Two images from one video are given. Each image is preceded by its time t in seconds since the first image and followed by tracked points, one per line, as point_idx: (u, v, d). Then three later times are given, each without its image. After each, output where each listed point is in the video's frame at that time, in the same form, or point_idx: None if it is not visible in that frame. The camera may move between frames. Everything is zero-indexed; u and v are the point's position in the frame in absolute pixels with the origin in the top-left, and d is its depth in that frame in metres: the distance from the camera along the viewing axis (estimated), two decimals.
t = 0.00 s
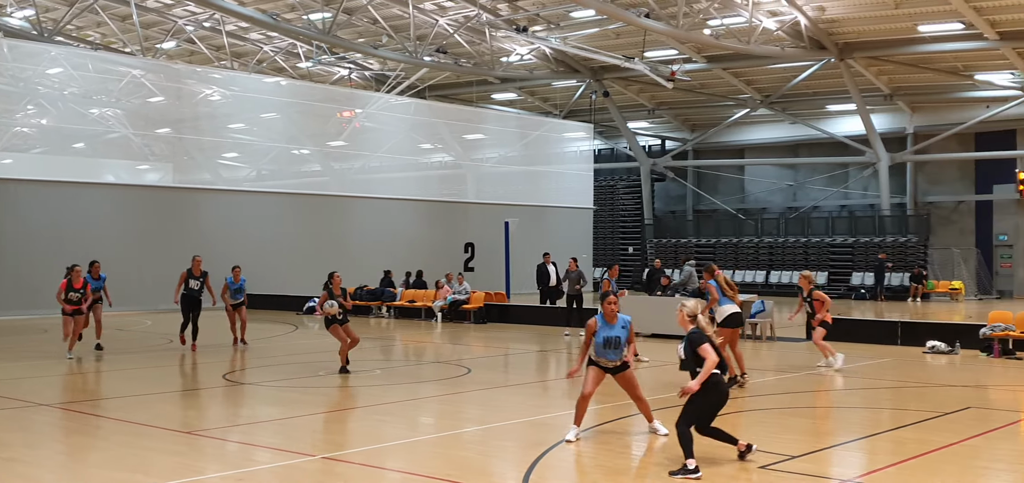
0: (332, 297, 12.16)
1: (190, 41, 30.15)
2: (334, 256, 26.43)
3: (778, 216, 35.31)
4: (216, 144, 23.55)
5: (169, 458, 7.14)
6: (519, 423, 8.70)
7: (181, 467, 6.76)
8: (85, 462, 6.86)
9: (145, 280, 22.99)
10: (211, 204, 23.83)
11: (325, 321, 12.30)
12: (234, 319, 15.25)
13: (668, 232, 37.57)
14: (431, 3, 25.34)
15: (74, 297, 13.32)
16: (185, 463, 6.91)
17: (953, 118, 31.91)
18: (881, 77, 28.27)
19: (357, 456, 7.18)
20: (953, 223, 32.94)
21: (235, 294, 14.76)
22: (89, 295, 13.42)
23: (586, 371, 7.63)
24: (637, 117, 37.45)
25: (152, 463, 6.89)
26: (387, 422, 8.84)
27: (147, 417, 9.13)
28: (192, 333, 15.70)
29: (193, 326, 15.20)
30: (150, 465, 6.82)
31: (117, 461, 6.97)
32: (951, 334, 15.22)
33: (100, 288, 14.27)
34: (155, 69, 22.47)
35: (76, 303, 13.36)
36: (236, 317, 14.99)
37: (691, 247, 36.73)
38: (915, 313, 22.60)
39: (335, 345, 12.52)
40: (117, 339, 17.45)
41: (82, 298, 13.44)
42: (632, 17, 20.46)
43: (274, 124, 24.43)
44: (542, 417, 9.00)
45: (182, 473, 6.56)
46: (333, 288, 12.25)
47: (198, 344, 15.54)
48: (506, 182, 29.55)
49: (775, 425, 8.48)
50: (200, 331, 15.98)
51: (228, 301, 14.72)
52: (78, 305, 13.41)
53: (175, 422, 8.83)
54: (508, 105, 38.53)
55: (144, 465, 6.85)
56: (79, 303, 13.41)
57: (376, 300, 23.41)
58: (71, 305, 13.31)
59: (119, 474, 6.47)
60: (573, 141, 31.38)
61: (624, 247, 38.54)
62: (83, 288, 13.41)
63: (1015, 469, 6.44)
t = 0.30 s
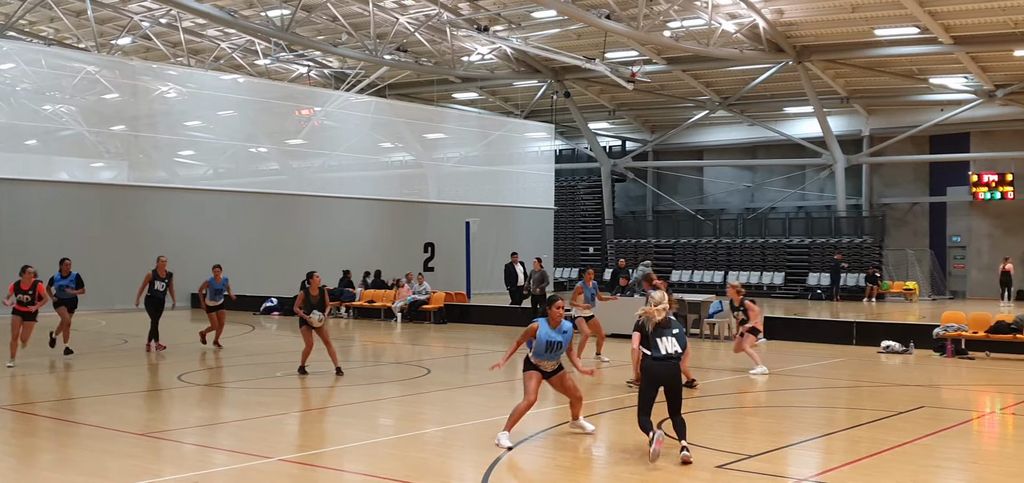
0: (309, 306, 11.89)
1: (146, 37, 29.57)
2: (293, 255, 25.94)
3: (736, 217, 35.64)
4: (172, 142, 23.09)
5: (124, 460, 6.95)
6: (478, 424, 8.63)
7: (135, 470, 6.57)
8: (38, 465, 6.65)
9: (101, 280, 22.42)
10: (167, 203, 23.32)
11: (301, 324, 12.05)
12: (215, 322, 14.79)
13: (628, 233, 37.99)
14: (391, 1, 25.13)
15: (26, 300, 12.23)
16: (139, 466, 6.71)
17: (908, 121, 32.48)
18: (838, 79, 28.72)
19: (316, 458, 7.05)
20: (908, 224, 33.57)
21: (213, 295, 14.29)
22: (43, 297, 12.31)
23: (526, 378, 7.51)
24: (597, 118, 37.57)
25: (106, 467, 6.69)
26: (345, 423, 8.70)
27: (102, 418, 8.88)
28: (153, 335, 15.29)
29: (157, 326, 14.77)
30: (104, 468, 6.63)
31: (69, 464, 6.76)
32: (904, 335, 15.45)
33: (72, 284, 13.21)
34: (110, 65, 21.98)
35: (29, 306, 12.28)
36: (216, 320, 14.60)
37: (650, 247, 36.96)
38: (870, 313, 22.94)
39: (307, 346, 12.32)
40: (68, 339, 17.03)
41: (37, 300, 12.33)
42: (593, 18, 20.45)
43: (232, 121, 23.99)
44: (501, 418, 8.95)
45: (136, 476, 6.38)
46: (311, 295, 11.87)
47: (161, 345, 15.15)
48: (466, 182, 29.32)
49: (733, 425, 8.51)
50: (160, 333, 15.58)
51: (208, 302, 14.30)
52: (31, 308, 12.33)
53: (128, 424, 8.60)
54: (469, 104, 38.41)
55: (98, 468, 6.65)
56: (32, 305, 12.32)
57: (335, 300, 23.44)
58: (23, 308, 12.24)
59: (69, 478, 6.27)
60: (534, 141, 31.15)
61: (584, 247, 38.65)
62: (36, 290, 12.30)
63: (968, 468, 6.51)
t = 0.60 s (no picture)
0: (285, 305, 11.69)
1: (107, 36, 29.02)
2: (258, 256, 25.56)
3: (701, 217, 35.88)
4: (134, 141, 22.66)
5: (84, 463, 6.78)
6: (443, 425, 8.54)
7: (96, 474, 6.41)
8: None
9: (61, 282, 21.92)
10: (128, 203, 22.85)
11: (271, 321, 11.87)
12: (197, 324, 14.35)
13: (594, 233, 38.08)
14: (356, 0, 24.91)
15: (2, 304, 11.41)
16: (99, 470, 6.54)
17: (870, 121, 32.92)
18: (801, 80, 29.04)
19: (279, 460, 6.93)
20: (871, 224, 34.06)
21: (196, 297, 13.93)
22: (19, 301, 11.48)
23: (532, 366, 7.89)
24: (564, 119, 37.63)
25: (65, 470, 6.51)
26: (308, 425, 8.57)
27: (61, 421, 8.66)
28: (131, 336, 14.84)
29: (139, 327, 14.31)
30: (64, 472, 6.45)
31: (28, 467, 6.57)
32: (867, 333, 15.62)
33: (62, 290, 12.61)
34: (72, 64, 21.52)
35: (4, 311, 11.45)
36: (200, 323, 14.18)
37: (617, 247, 37.06)
38: (833, 312, 23.17)
39: (273, 345, 12.06)
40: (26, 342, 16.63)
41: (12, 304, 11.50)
42: (560, 19, 20.43)
43: (195, 121, 23.64)
44: (468, 418, 8.88)
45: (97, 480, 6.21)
46: (286, 293, 11.66)
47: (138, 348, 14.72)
48: (433, 182, 29.10)
49: (698, 424, 8.52)
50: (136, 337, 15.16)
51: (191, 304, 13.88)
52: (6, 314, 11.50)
53: (86, 426, 8.40)
54: (435, 104, 38.27)
55: (58, 471, 6.48)
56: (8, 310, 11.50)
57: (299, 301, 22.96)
58: None
59: None
60: (500, 141, 31.04)
61: (551, 247, 38.66)
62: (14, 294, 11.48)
63: (929, 466, 6.56)
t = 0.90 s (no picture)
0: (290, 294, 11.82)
1: (95, 36, 28.80)
2: (245, 258, 25.41)
3: (689, 217, 35.94)
4: (121, 141, 22.49)
5: (71, 464, 6.71)
6: (431, 426, 8.50)
7: (82, 475, 6.34)
8: None
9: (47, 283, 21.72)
10: (115, 203, 22.67)
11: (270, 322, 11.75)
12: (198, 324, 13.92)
13: (583, 233, 38.11)
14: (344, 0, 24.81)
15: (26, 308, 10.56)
16: (85, 471, 6.48)
17: (858, 122, 33.04)
18: (789, 81, 29.15)
19: (267, 461, 6.89)
20: (859, 225, 34.20)
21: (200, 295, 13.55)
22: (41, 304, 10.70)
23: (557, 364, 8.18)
24: (552, 119, 37.63)
25: (51, 471, 6.44)
26: (296, 426, 8.52)
27: (47, 422, 8.57)
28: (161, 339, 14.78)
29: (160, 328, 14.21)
30: (51, 473, 6.39)
31: (14, 469, 6.50)
32: (855, 334, 15.67)
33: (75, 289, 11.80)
34: (59, 64, 21.36)
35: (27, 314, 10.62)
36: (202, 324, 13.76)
37: (606, 248, 37.07)
38: (822, 313, 23.23)
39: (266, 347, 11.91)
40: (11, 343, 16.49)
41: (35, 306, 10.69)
42: (548, 20, 20.42)
43: (182, 121, 23.50)
44: (455, 419, 8.82)
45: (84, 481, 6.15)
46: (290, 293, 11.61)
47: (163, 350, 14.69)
48: (422, 183, 28.96)
49: (687, 424, 8.51)
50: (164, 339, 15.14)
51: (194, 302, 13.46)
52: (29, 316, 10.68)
53: (71, 427, 8.33)
54: (424, 104, 38.20)
55: (43, 473, 6.41)
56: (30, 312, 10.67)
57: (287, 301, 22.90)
58: (21, 316, 10.57)
59: None
60: (489, 142, 30.92)
61: (539, 248, 38.65)
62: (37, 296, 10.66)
63: (917, 466, 6.57)
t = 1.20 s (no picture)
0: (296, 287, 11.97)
1: (92, 37, 28.75)
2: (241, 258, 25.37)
3: (686, 217, 35.96)
4: (118, 142, 22.44)
5: (68, 464, 6.69)
6: (428, 426, 8.49)
7: (79, 475, 6.32)
8: None
9: (44, 283, 21.66)
10: (112, 204, 22.61)
11: (279, 314, 11.59)
12: (205, 323, 13.86)
13: (580, 233, 38.13)
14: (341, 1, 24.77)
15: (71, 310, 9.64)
16: (82, 471, 6.47)
17: (854, 123, 33.07)
18: (786, 81, 29.17)
19: (265, 461, 6.89)
20: (855, 225, 34.24)
21: (207, 291, 13.48)
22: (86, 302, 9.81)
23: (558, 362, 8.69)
24: (549, 120, 37.63)
25: (48, 471, 6.42)
26: (293, 426, 8.51)
27: (43, 422, 8.55)
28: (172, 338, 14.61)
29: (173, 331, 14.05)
30: (48, 474, 6.37)
31: (10, 470, 6.49)
32: (851, 334, 15.67)
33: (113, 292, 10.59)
34: (56, 65, 21.33)
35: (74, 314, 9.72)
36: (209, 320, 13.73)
37: (602, 248, 37.09)
38: (819, 313, 23.23)
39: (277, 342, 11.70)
40: (7, 343, 16.45)
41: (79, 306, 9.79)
42: (545, 20, 20.40)
43: (179, 122, 23.45)
44: (451, 420, 8.80)
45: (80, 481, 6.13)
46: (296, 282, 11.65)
47: (173, 351, 14.48)
48: (418, 183, 28.89)
49: (684, 424, 8.51)
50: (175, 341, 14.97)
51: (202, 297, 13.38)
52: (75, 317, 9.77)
53: (68, 428, 8.32)
54: (421, 105, 38.18)
55: (39, 473, 6.40)
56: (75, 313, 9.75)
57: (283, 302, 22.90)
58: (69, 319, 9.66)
59: None
60: (485, 142, 30.81)
61: (536, 248, 38.66)
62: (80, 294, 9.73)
63: (913, 466, 6.57)
